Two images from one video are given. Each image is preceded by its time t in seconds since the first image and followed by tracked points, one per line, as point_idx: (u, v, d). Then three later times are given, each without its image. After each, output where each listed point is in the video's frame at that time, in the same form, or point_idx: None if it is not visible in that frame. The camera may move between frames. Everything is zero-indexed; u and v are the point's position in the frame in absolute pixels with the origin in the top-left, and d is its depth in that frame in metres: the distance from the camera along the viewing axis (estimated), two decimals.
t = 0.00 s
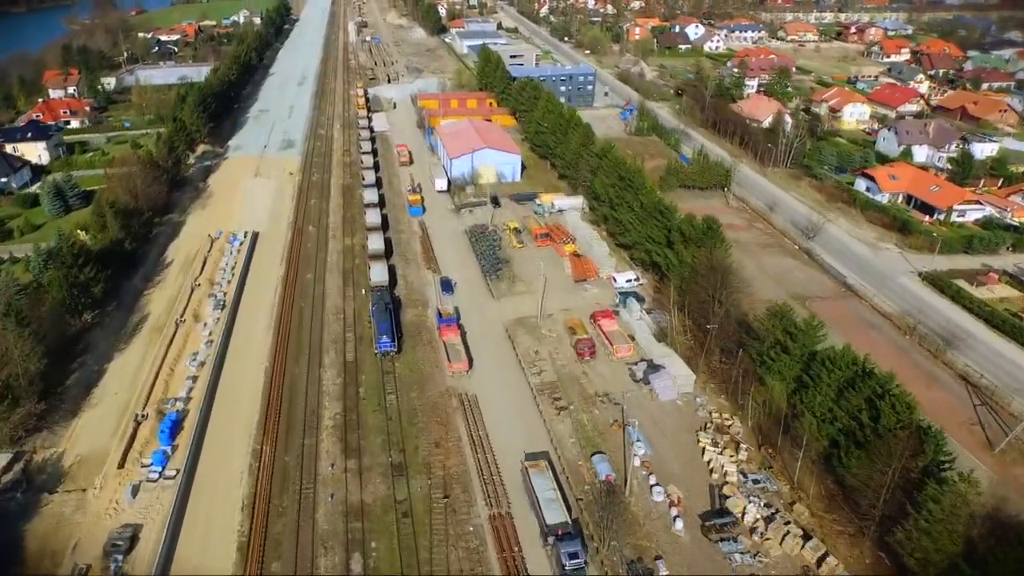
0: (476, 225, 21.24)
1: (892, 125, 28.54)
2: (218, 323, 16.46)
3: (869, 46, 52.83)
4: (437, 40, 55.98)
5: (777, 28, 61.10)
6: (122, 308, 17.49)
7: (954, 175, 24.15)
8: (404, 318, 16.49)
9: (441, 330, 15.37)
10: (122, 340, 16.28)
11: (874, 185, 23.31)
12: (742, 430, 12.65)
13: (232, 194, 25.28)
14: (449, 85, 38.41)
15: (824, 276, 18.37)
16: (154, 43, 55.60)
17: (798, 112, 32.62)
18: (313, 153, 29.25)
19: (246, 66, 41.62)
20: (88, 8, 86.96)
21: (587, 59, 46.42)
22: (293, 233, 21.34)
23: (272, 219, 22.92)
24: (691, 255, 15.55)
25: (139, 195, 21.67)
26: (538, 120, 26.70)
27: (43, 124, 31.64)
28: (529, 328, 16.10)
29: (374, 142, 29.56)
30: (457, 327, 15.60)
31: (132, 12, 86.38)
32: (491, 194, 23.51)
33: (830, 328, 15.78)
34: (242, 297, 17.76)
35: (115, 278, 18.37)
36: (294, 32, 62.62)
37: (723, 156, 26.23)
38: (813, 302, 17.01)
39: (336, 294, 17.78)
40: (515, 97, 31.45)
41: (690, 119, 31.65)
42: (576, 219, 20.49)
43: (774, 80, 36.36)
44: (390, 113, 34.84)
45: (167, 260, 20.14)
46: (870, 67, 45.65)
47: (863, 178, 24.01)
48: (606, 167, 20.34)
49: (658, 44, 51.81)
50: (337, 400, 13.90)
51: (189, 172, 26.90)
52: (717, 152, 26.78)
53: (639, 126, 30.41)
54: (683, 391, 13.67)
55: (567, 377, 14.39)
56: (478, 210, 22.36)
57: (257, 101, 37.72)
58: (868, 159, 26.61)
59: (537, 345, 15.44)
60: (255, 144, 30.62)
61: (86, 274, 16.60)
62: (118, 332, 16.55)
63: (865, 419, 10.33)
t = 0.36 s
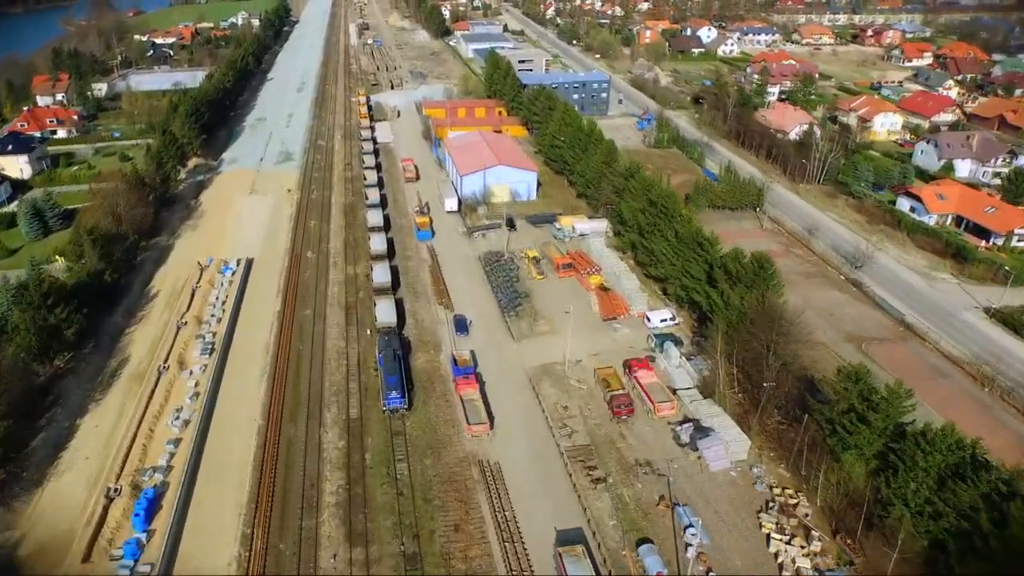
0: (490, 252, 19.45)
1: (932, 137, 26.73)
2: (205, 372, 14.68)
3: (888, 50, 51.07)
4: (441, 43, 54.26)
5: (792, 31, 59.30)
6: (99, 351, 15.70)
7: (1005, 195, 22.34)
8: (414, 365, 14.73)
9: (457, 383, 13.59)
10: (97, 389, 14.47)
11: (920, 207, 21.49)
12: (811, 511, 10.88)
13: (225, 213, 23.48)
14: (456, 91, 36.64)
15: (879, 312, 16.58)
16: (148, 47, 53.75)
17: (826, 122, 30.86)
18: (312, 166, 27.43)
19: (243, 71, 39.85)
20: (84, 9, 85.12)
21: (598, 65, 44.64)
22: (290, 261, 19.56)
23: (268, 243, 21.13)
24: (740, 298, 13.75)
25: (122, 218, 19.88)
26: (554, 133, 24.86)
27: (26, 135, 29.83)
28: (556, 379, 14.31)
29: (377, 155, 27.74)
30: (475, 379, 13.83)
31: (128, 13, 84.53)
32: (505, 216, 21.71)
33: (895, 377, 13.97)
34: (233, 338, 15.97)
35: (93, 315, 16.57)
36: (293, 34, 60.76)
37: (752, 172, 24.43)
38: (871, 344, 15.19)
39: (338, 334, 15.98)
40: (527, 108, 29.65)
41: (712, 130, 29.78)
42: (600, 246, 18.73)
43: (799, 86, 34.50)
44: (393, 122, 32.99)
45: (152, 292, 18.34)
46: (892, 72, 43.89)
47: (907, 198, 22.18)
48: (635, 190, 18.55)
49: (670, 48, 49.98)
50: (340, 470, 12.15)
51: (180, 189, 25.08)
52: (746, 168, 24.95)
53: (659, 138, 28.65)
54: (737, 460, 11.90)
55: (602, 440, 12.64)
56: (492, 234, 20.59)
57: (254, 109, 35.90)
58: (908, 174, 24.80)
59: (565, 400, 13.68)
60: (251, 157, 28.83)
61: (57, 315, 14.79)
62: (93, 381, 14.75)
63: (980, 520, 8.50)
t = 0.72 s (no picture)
0: (507, 285, 17.67)
1: (976, 150, 24.86)
2: (188, 434, 12.86)
3: (908, 53, 49.31)
4: (445, 46, 52.52)
5: (806, 34, 57.51)
6: (68, 405, 13.86)
7: None
8: (425, 425, 12.94)
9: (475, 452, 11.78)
10: (63, 454, 12.66)
11: (974, 231, 19.68)
12: None
13: (217, 236, 21.66)
14: (462, 98, 34.88)
15: (945, 358, 14.76)
16: (142, 51, 52.00)
17: (856, 133, 29.13)
18: (311, 180, 25.62)
19: (238, 77, 38.08)
20: (80, 11, 83.34)
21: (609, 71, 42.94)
22: (285, 294, 17.75)
23: (262, 271, 19.30)
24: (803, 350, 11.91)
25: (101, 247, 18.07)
26: (571, 147, 23.12)
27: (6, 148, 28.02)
28: (588, 443, 12.51)
29: (380, 170, 25.98)
30: (495, 447, 12.02)
31: (124, 15, 82.92)
32: (521, 242, 19.90)
33: (977, 442, 12.19)
34: (221, 391, 14.17)
35: (63, 362, 14.74)
36: (292, 37, 58.96)
37: (786, 192, 22.64)
38: (943, 398, 13.37)
39: (339, 387, 14.19)
40: (539, 119, 27.92)
41: (734, 140, 28.03)
42: (628, 279, 16.93)
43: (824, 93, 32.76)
44: (397, 132, 31.22)
45: (132, 331, 16.49)
46: (916, 77, 42.14)
47: (958, 220, 20.37)
48: (668, 217, 16.73)
49: (683, 52, 48.18)
50: (341, 564, 10.34)
51: (167, 207, 23.29)
52: (778, 187, 23.17)
53: (681, 151, 26.87)
54: (807, 553, 10.08)
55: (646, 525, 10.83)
56: (507, 263, 18.80)
57: (250, 117, 34.14)
58: (954, 192, 22.97)
59: (599, 471, 11.88)
60: (246, 171, 27.03)
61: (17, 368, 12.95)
62: (58, 443, 12.92)
63: None
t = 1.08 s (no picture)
0: (527, 326, 15.91)
1: None
2: (164, 517, 11.04)
3: (931, 58, 47.50)
4: (449, 51, 50.86)
5: (821, 38, 55.67)
6: (28, 476, 12.05)
7: None
8: (440, 504, 11.18)
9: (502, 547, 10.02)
10: (17, 539, 10.84)
11: None
12: None
13: (206, 262, 19.88)
14: (469, 107, 33.15)
15: None
16: (136, 55, 50.30)
17: (888, 147, 27.38)
18: (310, 199, 23.80)
19: (234, 84, 36.41)
20: (76, 13, 81.74)
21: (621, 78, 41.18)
22: (279, 334, 15.98)
23: (254, 305, 17.51)
24: (885, 423, 10.13)
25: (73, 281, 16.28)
26: (591, 166, 21.28)
27: None
28: (630, 529, 10.74)
29: (384, 187, 24.17)
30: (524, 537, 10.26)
31: (122, 17, 81.32)
32: (540, 273, 18.12)
33: None
34: (205, 459, 12.37)
35: (25, 422, 12.92)
36: (291, 41, 57.22)
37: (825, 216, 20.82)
38: None
39: (340, 454, 12.41)
40: (553, 132, 26.11)
41: (762, 155, 26.22)
42: (662, 322, 15.20)
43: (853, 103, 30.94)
44: (401, 144, 29.42)
45: (108, 379, 14.70)
46: (942, 85, 40.35)
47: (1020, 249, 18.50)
48: (708, 251, 14.95)
49: (696, 57, 46.40)
50: None
51: (154, 230, 21.51)
52: (815, 210, 21.39)
53: (704, 168, 25.14)
54: None
55: None
56: (526, 298, 17.05)
57: (246, 128, 32.38)
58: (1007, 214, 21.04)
59: (647, 567, 10.10)
60: (240, 187, 25.27)
61: None
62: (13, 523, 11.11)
63: None
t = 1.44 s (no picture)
0: (551, 375, 14.15)
1: None
2: None
3: (954, 62, 45.74)
4: (453, 54, 49.15)
5: (837, 41, 53.84)
6: None
7: None
8: None
9: None
10: None
11: None
12: None
13: (194, 294, 18.09)
14: (477, 116, 31.44)
15: None
16: (128, 60, 48.54)
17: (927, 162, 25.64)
18: (309, 221, 21.98)
19: (228, 91, 34.68)
20: (71, 15, 79.99)
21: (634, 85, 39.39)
22: (273, 384, 14.22)
23: (245, 346, 15.72)
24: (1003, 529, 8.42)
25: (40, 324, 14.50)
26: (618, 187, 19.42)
27: None
28: None
29: (387, 207, 22.32)
30: None
31: (117, 19, 79.64)
32: (564, 311, 16.37)
33: None
34: (183, 547, 10.61)
35: None
36: (289, 44, 55.43)
37: (871, 244, 19.07)
38: None
39: (342, 541, 10.67)
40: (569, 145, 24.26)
41: (792, 170, 24.41)
42: (705, 373, 13.42)
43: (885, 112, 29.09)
44: (405, 157, 27.56)
45: (76, 440, 12.94)
46: (971, 91, 38.61)
47: None
48: (759, 293, 13.19)
49: (710, 62, 44.58)
50: None
51: (137, 256, 19.75)
52: (859, 235, 19.63)
53: (732, 185, 23.39)
54: None
55: None
56: (548, 341, 15.30)
57: (240, 139, 30.57)
58: None
59: None
60: (233, 205, 23.50)
61: None
62: None
63: None
